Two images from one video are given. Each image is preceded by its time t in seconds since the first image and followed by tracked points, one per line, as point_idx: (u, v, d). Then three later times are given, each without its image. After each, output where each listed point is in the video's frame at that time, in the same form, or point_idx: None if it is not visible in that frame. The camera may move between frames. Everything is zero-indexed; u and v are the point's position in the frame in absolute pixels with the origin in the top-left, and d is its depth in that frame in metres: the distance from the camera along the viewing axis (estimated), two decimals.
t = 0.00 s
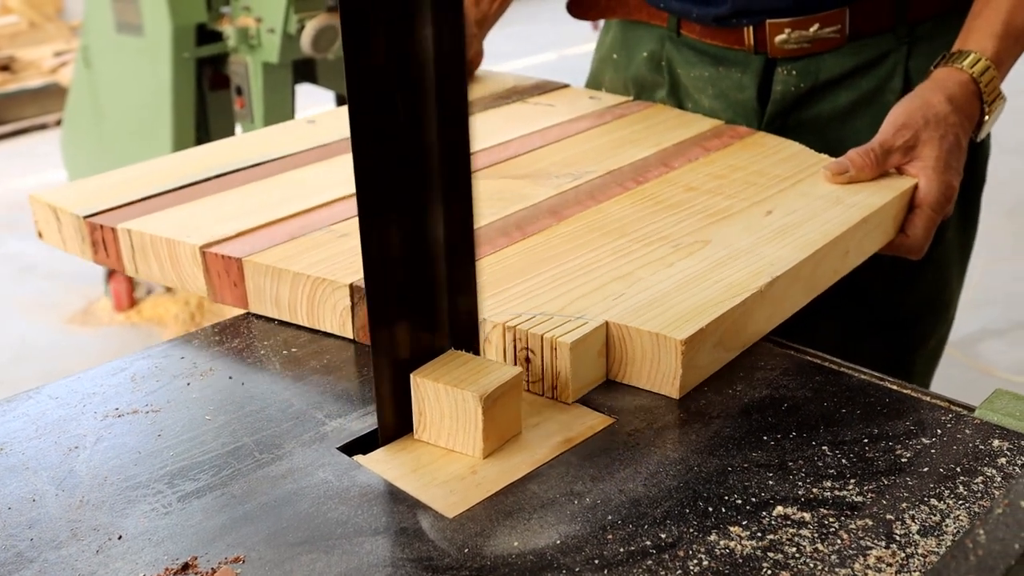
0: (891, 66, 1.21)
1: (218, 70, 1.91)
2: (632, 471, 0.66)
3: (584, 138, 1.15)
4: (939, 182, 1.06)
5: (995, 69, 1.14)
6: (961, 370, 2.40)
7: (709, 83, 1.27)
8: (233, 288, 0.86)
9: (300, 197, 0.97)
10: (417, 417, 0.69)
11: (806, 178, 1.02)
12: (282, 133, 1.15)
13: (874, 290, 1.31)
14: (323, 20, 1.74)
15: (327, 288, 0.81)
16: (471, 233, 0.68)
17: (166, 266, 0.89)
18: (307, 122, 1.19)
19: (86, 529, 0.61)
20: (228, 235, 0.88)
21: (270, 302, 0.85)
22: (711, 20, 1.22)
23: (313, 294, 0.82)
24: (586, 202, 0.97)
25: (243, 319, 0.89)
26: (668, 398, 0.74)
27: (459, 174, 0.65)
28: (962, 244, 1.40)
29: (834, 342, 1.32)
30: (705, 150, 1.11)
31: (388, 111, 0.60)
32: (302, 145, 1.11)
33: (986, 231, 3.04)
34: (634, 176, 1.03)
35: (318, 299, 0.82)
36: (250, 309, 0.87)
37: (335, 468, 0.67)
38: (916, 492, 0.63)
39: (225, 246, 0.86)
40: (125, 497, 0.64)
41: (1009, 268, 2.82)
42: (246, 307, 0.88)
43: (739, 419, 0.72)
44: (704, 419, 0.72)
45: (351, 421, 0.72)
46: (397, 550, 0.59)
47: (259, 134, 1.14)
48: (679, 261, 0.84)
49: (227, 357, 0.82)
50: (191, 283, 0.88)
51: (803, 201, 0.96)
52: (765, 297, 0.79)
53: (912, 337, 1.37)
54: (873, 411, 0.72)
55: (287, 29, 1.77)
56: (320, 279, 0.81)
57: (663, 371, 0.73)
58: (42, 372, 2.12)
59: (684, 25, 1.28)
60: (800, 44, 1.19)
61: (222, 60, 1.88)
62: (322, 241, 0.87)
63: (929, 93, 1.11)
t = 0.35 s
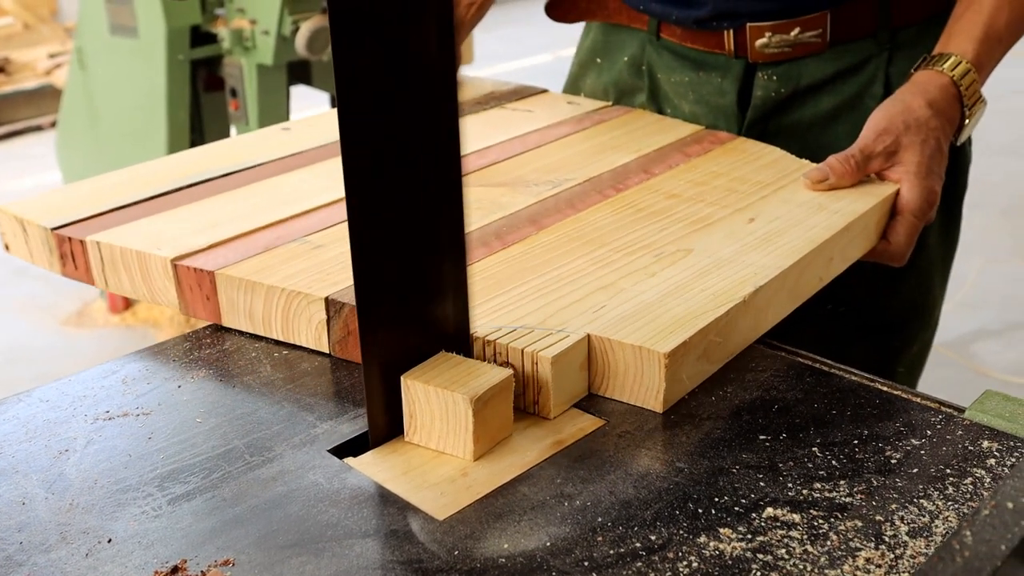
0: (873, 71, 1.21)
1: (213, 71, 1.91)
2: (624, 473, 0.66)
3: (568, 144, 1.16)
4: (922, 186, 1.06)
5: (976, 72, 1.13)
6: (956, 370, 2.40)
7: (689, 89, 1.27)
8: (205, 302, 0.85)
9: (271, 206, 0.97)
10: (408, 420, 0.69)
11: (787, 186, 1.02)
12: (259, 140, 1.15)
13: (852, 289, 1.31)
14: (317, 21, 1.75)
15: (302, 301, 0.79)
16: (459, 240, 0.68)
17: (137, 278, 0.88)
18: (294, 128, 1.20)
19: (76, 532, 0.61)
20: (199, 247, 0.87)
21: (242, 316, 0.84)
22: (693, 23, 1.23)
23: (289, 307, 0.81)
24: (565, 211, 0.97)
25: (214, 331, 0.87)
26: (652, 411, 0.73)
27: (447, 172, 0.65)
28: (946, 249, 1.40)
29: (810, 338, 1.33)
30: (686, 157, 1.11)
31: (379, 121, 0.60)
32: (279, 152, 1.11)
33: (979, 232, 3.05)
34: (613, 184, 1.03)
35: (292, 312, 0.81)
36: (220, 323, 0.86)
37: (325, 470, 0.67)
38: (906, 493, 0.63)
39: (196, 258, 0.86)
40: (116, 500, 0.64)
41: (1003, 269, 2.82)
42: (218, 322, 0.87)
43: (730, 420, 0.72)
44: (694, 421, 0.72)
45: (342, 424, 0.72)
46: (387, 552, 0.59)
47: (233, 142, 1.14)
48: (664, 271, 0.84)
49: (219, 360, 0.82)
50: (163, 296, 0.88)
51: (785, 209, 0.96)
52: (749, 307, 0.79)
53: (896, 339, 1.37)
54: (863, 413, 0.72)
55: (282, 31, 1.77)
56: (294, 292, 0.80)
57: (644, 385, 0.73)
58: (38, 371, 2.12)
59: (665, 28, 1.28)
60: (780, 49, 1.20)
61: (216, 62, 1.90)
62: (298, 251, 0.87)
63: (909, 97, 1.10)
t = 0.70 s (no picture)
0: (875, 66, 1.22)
1: (209, 74, 1.92)
2: (623, 476, 0.66)
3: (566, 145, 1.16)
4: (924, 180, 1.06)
5: (975, 70, 1.14)
6: (952, 372, 2.41)
7: (695, 85, 1.27)
8: (228, 299, 0.86)
9: (279, 207, 0.97)
10: (407, 423, 0.69)
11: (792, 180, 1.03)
12: (259, 141, 1.15)
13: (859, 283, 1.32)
14: (314, 24, 1.74)
15: (326, 297, 0.80)
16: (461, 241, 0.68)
17: (156, 277, 0.89)
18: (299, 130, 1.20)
19: (76, 535, 0.61)
20: (215, 247, 0.88)
21: (266, 313, 0.84)
22: (701, 21, 1.23)
23: (313, 302, 0.81)
24: (568, 208, 0.97)
25: (232, 327, 0.88)
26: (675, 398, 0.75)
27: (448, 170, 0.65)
28: (948, 236, 1.40)
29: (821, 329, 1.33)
30: (689, 153, 1.11)
31: (379, 120, 0.60)
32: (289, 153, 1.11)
33: (973, 234, 3.06)
34: (622, 181, 1.03)
35: (317, 309, 0.81)
36: (244, 319, 0.87)
37: (325, 473, 0.67)
38: (904, 496, 0.64)
39: (214, 258, 0.86)
40: (116, 503, 0.64)
41: (997, 270, 2.84)
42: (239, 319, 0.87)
43: (729, 423, 0.72)
44: (693, 424, 0.72)
45: (342, 426, 0.72)
46: (388, 555, 0.59)
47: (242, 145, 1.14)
48: (678, 264, 0.84)
49: (219, 363, 0.82)
50: (185, 295, 0.88)
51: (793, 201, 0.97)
52: (764, 297, 0.80)
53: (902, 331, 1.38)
54: (860, 416, 0.73)
55: (279, 34, 1.76)
56: (319, 288, 0.80)
57: (669, 372, 0.75)
58: (38, 373, 2.12)
59: (671, 28, 1.29)
60: (786, 44, 1.21)
61: (213, 65, 1.90)
62: (315, 250, 0.87)
63: (909, 93, 1.11)
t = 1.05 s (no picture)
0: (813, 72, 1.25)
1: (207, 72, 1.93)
2: (617, 474, 0.67)
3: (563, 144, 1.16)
4: (711, 204, 1.01)
5: (771, 88, 1.07)
6: (951, 371, 2.41)
7: (633, 92, 1.28)
8: (193, 359, 0.77)
9: (193, 234, 0.92)
10: (401, 420, 0.69)
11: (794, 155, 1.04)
12: (223, 163, 1.12)
13: (815, 278, 1.37)
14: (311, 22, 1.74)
15: (335, 324, 0.78)
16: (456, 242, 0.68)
17: (76, 360, 0.77)
18: (203, 155, 1.15)
19: (70, 534, 0.61)
20: (149, 306, 0.79)
21: (247, 361, 0.78)
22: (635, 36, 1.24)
23: (314, 333, 0.78)
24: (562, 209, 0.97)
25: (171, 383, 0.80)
26: (684, 329, 0.86)
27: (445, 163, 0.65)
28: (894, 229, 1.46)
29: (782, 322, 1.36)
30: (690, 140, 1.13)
31: (374, 121, 0.60)
32: (185, 183, 1.05)
33: (969, 234, 3.07)
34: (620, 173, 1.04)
35: (319, 338, 0.78)
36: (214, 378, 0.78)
37: (318, 471, 0.67)
38: (898, 494, 0.64)
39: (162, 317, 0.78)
40: (109, 502, 0.64)
41: (995, 270, 2.84)
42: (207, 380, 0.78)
43: (723, 421, 0.72)
44: (687, 422, 0.72)
45: (337, 425, 0.73)
46: (381, 553, 0.59)
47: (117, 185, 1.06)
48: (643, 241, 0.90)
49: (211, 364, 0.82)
50: (128, 369, 0.77)
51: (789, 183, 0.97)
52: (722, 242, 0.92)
53: (859, 321, 1.43)
54: (854, 414, 0.73)
55: (276, 32, 1.76)
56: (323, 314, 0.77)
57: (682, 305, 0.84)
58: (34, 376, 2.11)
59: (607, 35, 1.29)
60: (719, 54, 1.22)
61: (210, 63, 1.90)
62: (261, 285, 0.82)
63: (703, 109, 1.04)
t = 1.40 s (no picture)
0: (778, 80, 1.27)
1: (206, 70, 1.93)
2: (619, 471, 0.67)
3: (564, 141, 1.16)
4: (678, 205, 0.99)
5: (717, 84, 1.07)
6: (949, 369, 2.41)
7: (603, 95, 1.29)
8: (133, 388, 0.73)
9: (131, 248, 0.88)
10: (403, 418, 0.69)
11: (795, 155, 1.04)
12: (184, 175, 1.08)
13: (782, 283, 1.38)
14: (311, 21, 1.74)
15: (283, 346, 0.74)
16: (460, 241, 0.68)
17: (10, 391, 0.71)
18: (153, 167, 1.12)
19: (73, 531, 0.61)
20: (88, 332, 0.74)
21: (191, 389, 0.74)
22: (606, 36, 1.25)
23: (262, 356, 0.74)
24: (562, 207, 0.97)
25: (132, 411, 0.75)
26: (647, 342, 0.83)
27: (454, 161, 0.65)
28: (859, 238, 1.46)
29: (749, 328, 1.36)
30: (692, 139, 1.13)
31: (380, 125, 0.61)
32: (127, 194, 1.03)
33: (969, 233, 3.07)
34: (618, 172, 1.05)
35: (268, 362, 0.74)
36: (156, 407, 0.74)
37: (321, 469, 0.67)
38: (900, 491, 0.64)
39: (104, 344, 0.73)
40: (113, 499, 0.64)
41: (994, 269, 2.84)
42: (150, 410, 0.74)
43: (724, 418, 0.72)
44: (688, 419, 0.72)
45: (339, 424, 0.73)
46: (384, 550, 0.59)
47: (51, 200, 1.02)
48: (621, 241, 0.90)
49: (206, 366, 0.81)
50: (62, 399, 0.72)
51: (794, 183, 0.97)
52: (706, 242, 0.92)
53: (818, 331, 1.44)
54: (855, 411, 0.73)
55: (275, 29, 1.76)
56: (273, 338, 0.73)
57: (642, 320, 0.82)
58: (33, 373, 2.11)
59: (576, 37, 1.30)
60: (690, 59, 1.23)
61: (210, 61, 1.90)
62: (205, 308, 0.78)
63: (650, 108, 1.03)
